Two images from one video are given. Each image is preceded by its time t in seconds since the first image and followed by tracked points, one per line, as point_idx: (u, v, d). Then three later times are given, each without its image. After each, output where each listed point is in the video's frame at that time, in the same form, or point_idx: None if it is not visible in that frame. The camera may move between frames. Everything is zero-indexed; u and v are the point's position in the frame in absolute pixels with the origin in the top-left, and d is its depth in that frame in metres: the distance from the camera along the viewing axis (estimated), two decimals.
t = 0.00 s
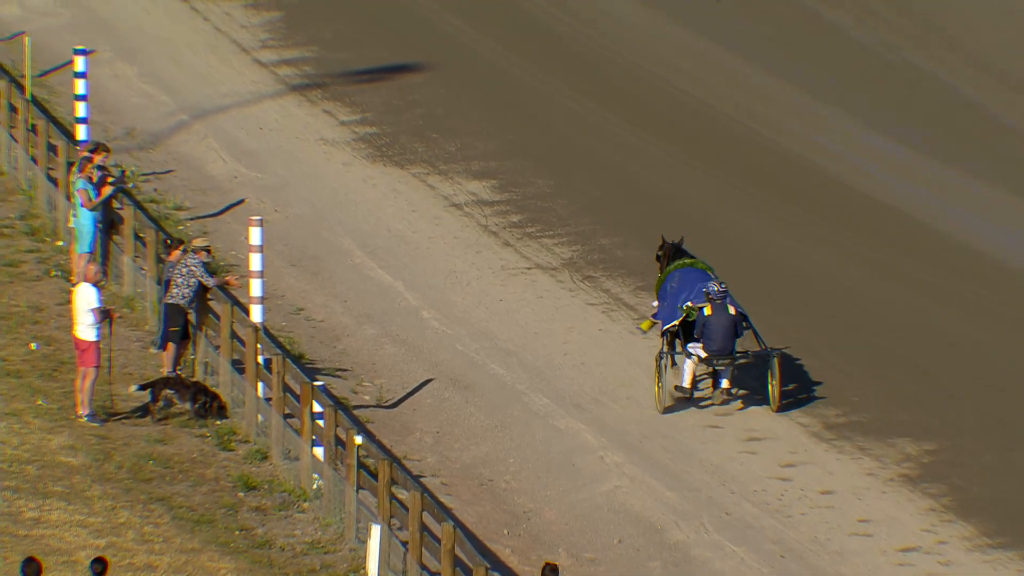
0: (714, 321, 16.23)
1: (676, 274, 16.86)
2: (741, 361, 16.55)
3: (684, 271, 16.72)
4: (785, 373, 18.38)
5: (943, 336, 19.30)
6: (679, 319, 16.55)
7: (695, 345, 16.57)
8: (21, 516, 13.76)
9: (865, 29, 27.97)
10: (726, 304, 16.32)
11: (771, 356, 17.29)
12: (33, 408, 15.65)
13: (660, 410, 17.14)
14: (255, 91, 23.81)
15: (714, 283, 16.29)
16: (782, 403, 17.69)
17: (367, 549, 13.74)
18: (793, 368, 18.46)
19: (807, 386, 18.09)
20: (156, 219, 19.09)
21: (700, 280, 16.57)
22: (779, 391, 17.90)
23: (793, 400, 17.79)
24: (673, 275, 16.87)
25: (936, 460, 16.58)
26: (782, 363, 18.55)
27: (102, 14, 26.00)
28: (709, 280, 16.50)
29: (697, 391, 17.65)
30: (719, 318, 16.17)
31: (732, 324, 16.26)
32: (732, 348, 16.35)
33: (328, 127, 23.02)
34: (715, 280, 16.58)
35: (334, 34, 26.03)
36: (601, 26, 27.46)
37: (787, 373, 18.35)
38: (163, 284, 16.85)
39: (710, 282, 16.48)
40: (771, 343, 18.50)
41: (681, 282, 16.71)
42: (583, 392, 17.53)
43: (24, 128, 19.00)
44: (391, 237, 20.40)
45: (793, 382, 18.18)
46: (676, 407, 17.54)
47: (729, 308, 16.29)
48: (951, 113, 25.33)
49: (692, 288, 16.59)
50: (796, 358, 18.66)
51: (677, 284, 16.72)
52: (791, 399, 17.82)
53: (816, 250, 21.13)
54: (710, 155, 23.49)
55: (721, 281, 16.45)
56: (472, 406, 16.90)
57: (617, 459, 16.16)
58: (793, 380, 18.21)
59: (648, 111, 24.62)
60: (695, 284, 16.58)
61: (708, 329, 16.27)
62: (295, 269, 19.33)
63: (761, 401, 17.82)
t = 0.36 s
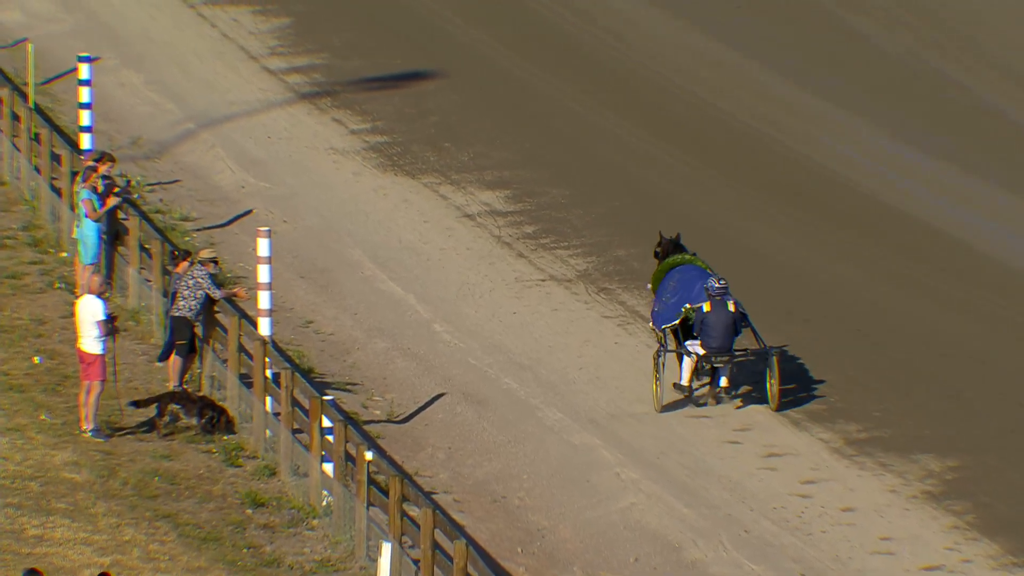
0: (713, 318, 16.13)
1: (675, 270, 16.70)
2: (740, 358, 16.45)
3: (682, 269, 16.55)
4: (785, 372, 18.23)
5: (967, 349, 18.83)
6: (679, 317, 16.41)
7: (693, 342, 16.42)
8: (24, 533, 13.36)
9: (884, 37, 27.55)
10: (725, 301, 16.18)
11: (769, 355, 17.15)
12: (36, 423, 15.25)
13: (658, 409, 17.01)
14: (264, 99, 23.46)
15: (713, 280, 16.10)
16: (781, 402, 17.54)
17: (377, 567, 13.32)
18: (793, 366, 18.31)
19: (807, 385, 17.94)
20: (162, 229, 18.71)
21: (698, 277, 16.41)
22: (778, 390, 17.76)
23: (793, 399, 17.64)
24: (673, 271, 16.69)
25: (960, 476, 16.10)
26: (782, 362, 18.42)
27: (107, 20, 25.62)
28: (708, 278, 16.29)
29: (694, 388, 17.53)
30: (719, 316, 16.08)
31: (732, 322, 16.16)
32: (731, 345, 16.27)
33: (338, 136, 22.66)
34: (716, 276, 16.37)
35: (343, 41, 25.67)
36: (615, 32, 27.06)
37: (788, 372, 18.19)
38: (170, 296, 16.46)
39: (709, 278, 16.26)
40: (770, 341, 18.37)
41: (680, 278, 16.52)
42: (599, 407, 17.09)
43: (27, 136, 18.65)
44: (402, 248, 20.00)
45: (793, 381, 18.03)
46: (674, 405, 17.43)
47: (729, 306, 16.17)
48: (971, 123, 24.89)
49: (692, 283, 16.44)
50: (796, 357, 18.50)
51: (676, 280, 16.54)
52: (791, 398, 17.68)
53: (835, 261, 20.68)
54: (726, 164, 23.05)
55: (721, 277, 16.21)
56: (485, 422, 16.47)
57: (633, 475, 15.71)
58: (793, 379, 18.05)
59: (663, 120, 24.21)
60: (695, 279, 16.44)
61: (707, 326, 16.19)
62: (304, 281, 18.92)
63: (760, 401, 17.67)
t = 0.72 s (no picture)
0: (711, 311, 16.09)
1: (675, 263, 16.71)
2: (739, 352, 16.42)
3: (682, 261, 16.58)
4: (785, 365, 18.15)
5: (991, 358, 18.42)
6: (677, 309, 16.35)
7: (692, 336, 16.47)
8: (30, 546, 12.92)
9: (902, 41, 27.18)
10: (724, 294, 16.13)
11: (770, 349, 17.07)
12: (42, 434, 14.89)
13: (657, 403, 16.95)
14: (274, 103, 23.18)
15: (713, 273, 16.04)
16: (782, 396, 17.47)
17: None
18: (794, 360, 18.23)
19: (808, 379, 17.86)
20: (171, 236, 18.40)
21: (699, 270, 16.40)
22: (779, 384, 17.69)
23: (793, 393, 17.57)
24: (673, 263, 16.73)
25: (985, 489, 15.69)
26: (782, 355, 18.33)
27: (114, 23, 25.34)
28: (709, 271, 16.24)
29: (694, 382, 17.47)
30: (718, 310, 16.04)
31: (730, 315, 16.12)
32: (730, 340, 16.25)
33: (350, 141, 22.36)
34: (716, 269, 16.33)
35: (355, 44, 25.39)
36: (630, 36, 26.72)
37: (789, 366, 18.11)
38: (178, 304, 16.13)
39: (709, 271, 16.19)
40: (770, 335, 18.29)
41: (680, 271, 16.53)
42: (616, 418, 16.71)
43: (33, 142, 18.37)
44: (415, 256, 19.67)
45: (794, 374, 17.96)
46: (673, 398, 17.35)
47: (728, 299, 16.11)
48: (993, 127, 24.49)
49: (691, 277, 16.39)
50: (797, 350, 18.41)
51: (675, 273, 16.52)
52: (791, 392, 17.61)
53: (855, 269, 20.28)
54: (744, 169, 22.68)
55: (721, 270, 16.14)
56: (500, 433, 16.11)
57: (650, 487, 15.33)
58: (794, 373, 17.97)
59: (679, 124, 23.85)
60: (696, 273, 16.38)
61: (705, 319, 16.15)
62: (316, 289, 18.58)
63: (760, 395, 17.61)
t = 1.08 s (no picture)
0: (709, 307, 15.91)
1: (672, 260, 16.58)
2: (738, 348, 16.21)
3: (679, 256, 16.48)
4: (784, 362, 18.01)
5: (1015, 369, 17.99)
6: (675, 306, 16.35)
7: (691, 332, 16.30)
8: (32, 563, 12.53)
9: (920, 47, 26.79)
10: (722, 290, 15.96)
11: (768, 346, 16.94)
12: (45, 447, 14.52)
13: (654, 400, 16.83)
14: (282, 109, 22.86)
15: (709, 269, 15.89)
16: (781, 393, 17.33)
17: None
18: (793, 357, 18.10)
19: (807, 375, 17.73)
20: (177, 245, 18.06)
21: (696, 267, 16.30)
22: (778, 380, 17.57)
23: (792, 390, 17.43)
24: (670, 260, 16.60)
25: (1009, 503, 15.25)
26: (781, 352, 18.20)
27: (119, 26, 25.01)
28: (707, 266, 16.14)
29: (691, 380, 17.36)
30: (715, 305, 15.86)
31: (728, 311, 15.93)
32: (729, 335, 16.05)
33: (360, 148, 22.02)
34: (714, 264, 16.22)
35: (365, 49, 25.07)
36: (643, 41, 26.35)
37: (789, 362, 17.98)
38: (185, 315, 15.75)
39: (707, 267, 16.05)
40: (768, 332, 18.17)
41: (678, 267, 16.44)
42: (631, 431, 16.30)
43: (37, 149, 18.05)
44: (426, 265, 19.31)
45: (793, 371, 17.81)
46: (671, 395, 17.25)
47: (725, 294, 15.93)
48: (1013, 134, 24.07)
49: (691, 273, 16.28)
50: (796, 347, 18.28)
51: (674, 269, 16.45)
52: (790, 388, 17.47)
53: (874, 279, 19.86)
54: (760, 177, 22.28)
55: (718, 265, 15.98)
56: (513, 446, 15.72)
57: (666, 502, 14.92)
58: (793, 370, 17.83)
59: (694, 131, 23.47)
60: (694, 270, 16.28)
61: (703, 315, 15.97)
62: (325, 299, 18.21)
63: (759, 392, 17.48)
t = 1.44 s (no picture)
0: (708, 300, 15.99)
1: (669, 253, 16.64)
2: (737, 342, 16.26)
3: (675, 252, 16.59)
4: (783, 357, 17.90)
5: None
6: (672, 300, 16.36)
7: (689, 326, 16.36)
8: None
9: (940, 51, 26.38)
10: (721, 283, 16.04)
11: (766, 342, 16.84)
12: (49, 460, 14.16)
13: (652, 394, 16.72)
14: (291, 115, 22.54)
15: (709, 262, 16.00)
16: (780, 388, 17.23)
17: None
18: (792, 351, 17.99)
19: (807, 370, 17.61)
20: (183, 254, 17.72)
21: (694, 261, 16.42)
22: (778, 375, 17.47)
23: (792, 385, 17.31)
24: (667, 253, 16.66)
25: None
26: (781, 347, 18.10)
27: (125, 30, 24.70)
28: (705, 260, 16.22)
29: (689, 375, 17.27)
30: (715, 298, 15.92)
31: (727, 303, 16.01)
32: (728, 328, 16.09)
33: (370, 154, 21.69)
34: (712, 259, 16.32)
35: (376, 53, 24.74)
36: (658, 45, 25.97)
37: (789, 357, 17.86)
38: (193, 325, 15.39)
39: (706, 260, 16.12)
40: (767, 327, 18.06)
41: (675, 261, 16.53)
42: (647, 443, 15.90)
43: (40, 156, 17.74)
44: (439, 274, 18.96)
45: (793, 366, 17.70)
46: (668, 391, 17.17)
47: (724, 287, 16.02)
48: None
49: (689, 266, 16.37)
50: (794, 342, 18.17)
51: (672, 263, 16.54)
52: (790, 383, 17.37)
53: (895, 288, 19.45)
54: (778, 184, 21.88)
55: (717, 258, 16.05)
56: (527, 459, 15.33)
57: (684, 515, 14.52)
58: (793, 365, 17.71)
59: (710, 136, 23.08)
60: (693, 263, 16.36)
61: (702, 308, 16.03)
62: (335, 309, 17.84)
63: (758, 387, 17.37)
